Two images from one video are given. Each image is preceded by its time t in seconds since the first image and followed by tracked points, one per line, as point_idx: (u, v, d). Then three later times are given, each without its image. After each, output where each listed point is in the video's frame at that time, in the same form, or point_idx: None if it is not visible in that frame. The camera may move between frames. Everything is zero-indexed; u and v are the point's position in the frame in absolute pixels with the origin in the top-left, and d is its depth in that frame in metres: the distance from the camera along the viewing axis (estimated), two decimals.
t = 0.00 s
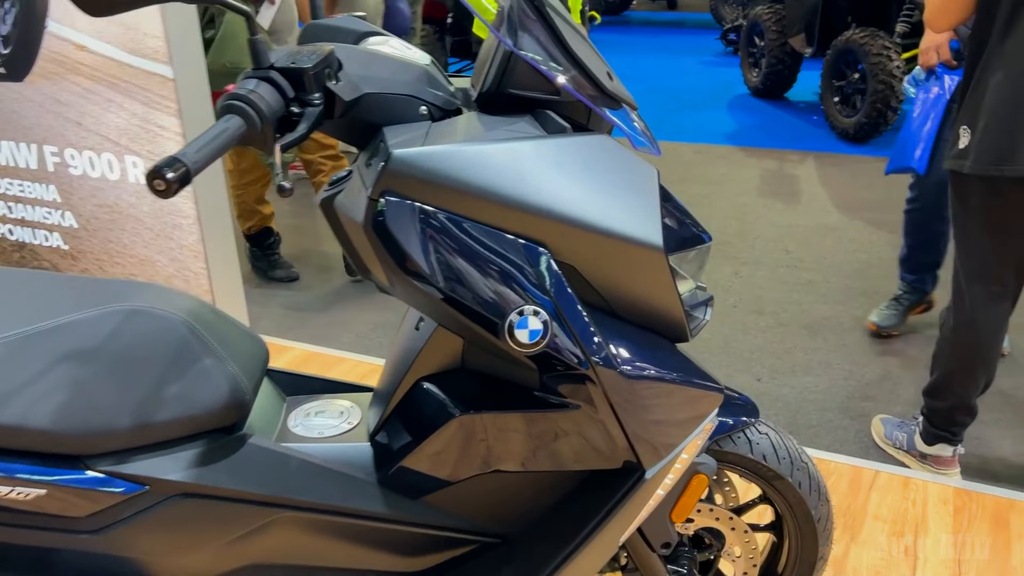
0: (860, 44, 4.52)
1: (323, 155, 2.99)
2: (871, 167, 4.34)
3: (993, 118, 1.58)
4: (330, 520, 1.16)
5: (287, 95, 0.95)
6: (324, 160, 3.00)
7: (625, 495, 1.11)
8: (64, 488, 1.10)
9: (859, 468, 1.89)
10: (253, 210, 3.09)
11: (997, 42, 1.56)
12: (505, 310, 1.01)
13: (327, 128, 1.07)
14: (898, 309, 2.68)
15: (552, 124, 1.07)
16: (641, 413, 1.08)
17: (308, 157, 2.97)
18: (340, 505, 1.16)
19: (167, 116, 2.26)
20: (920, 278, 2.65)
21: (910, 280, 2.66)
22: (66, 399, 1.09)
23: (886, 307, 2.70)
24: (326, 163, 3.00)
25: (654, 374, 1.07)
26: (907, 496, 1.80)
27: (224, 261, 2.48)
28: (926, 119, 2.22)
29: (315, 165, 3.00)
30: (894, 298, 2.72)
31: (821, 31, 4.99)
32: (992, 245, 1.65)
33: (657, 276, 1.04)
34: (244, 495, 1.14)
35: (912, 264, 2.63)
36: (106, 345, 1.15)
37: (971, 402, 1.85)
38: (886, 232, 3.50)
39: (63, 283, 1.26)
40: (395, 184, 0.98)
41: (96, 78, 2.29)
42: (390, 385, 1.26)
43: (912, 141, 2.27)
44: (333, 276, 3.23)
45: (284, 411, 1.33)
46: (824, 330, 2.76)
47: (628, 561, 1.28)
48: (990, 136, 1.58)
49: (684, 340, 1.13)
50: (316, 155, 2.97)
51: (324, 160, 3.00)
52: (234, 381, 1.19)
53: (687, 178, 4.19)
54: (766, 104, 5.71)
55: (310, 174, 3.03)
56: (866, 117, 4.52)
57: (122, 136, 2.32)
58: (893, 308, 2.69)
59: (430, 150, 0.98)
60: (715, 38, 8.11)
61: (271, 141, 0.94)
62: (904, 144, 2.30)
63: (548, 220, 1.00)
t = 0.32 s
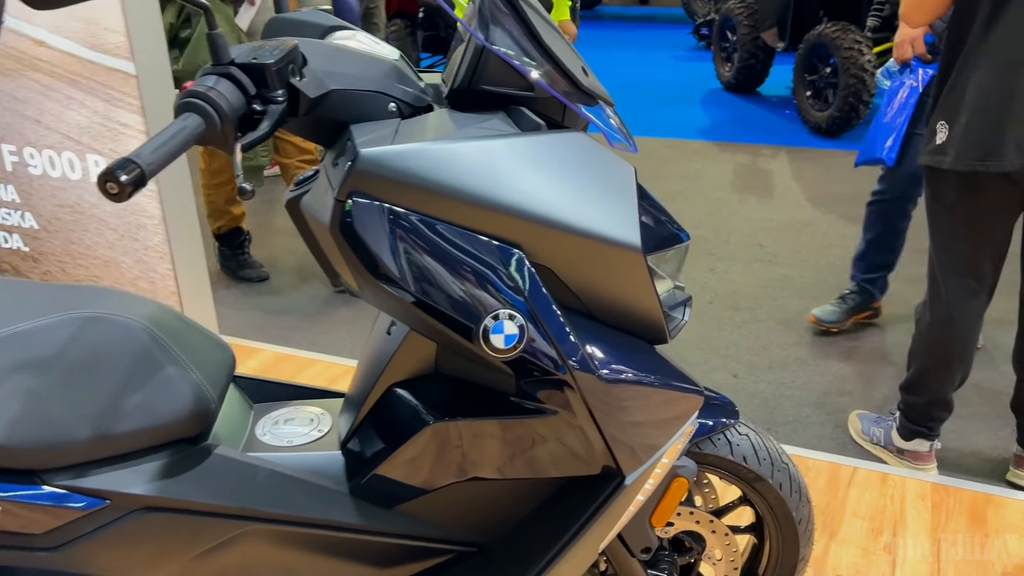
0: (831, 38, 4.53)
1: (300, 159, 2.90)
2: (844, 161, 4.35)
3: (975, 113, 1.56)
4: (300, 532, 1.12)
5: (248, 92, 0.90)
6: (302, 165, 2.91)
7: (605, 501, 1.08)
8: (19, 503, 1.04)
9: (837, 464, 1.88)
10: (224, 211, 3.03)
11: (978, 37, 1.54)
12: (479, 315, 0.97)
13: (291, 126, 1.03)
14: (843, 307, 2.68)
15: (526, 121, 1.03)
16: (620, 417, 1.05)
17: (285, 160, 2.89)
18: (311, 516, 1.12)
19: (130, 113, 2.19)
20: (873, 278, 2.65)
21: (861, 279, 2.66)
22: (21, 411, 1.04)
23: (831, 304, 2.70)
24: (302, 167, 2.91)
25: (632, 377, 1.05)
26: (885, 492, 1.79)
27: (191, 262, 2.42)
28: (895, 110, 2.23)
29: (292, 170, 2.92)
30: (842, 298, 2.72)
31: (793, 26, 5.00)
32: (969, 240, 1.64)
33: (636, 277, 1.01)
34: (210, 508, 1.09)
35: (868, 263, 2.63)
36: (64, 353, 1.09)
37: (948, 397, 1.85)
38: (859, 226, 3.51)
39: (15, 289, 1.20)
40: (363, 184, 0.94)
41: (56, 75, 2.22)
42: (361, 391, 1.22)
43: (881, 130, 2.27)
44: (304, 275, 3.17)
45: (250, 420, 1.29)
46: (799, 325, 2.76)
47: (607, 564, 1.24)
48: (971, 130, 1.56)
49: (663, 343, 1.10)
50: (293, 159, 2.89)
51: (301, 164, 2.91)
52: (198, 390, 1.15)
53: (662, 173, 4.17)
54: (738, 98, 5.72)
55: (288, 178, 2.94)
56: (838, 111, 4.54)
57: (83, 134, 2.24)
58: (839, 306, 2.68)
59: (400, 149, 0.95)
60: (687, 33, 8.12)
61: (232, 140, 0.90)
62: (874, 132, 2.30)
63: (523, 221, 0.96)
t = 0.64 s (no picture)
0: (811, 32, 4.54)
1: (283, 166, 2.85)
2: (824, 155, 4.36)
3: (969, 109, 1.55)
4: (282, 541, 1.09)
5: (222, 88, 0.87)
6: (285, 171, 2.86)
7: (595, 505, 1.06)
8: None
9: (823, 461, 1.87)
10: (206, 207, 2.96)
11: (967, 31, 1.53)
12: (464, 317, 0.95)
13: (268, 123, 1.00)
14: (811, 304, 2.67)
15: (510, 117, 1.00)
16: (609, 420, 1.03)
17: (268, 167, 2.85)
18: (292, 524, 1.09)
19: (103, 111, 2.14)
20: (843, 277, 2.64)
21: (833, 276, 2.65)
22: None
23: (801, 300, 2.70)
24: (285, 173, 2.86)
25: (621, 378, 1.02)
26: (872, 488, 1.78)
27: (167, 262, 2.37)
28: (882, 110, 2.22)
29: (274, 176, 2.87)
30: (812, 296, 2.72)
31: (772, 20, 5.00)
32: (955, 235, 1.64)
33: (624, 277, 0.99)
34: (187, 518, 1.05)
35: (842, 261, 2.62)
36: (33, 359, 1.04)
37: (933, 392, 1.85)
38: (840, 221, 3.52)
39: None
40: (342, 183, 0.91)
41: (26, 72, 2.16)
42: (343, 395, 1.19)
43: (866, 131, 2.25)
44: (283, 274, 3.13)
45: (228, 425, 1.26)
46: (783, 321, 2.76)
47: (595, 567, 1.22)
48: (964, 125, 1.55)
49: (651, 342, 1.08)
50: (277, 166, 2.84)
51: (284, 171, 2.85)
52: (175, 397, 1.11)
53: (643, 168, 4.16)
54: (718, 93, 5.73)
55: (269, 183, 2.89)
56: (818, 105, 4.54)
57: (54, 132, 2.18)
58: (808, 302, 2.68)
59: (380, 147, 0.92)
60: (666, 28, 8.12)
61: (206, 138, 0.87)
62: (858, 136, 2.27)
63: (509, 220, 0.94)
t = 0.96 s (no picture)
0: (791, 26, 4.54)
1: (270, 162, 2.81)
2: (805, 149, 4.37)
3: (963, 100, 1.54)
4: (268, 548, 1.06)
5: (201, 83, 0.83)
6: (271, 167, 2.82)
7: (589, 508, 1.04)
8: None
9: (811, 456, 1.86)
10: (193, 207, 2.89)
11: (959, 24, 1.51)
12: (456, 317, 0.92)
13: (249, 117, 0.96)
14: (795, 300, 2.68)
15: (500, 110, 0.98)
16: (604, 419, 1.01)
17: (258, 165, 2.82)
18: (279, 531, 1.05)
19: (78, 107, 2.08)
20: (828, 274, 2.65)
21: (818, 271, 2.66)
22: None
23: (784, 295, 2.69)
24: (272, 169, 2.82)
25: (614, 376, 1.00)
26: (861, 483, 1.78)
27: (145, 262, 2.32)
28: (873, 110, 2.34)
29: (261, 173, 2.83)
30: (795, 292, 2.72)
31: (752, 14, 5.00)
32: (944, 228, 1.63)
33: (618, 274, 0.97)
34: (169, 527, 1.01)
35: (828, 255, 2.63)
36: (5, 364, 1.00)
37: (920, 386, 1.85)
38: (822, 215, 3.52)
39: None
40: (328, 180, 0.88)
41: None
42: (329, 397, 1.16)
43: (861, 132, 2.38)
44: (263, 273, 3.08)
45: (211, 430, 1.23)
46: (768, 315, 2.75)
47: (587, 569, 1.20)
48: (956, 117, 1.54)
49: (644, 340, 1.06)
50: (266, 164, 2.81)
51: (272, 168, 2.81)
52: (155, 401, 1.07)
53: (625, 163, 4.15)
54: (698, 87, 5.72)
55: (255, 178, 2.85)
56: (798, 99, 4.55)
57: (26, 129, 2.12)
58: (791, 298, 2.68)
59: (366, 142, 0.88)
60: (645, 22, 8.11)
61: (185, 135, 0.83)
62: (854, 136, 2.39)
63: (501, 217, 0.91)
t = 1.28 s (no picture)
0: (770, 19, 4.54)
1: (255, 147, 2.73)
2: (785, 142, 4.38)
3: (953, 93, 1.53)
4: (254, 554, 1.03)
5: (182, 74, 0.80)
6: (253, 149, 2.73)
7: (586, 509, 1.02)
8: None
9: (800, 449, 1.86)
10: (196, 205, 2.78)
11: (951, 16, 1.50)
12: (451, 315, 0.89)
13: (232, 109, 0.93)
14: (776, 292, 2.68)
15: (493, 102, 0.95)
16: (601, 418, 0.99)
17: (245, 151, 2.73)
18: (268, 537, 1.03)
19: (50, 102, 2.03)
20: (810, 267, 2.66)
21: (801, 263, 2.67)
22: None
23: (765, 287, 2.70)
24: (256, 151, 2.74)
25: (611, 373, 0.98)
26: (850, 476, 1.77)
27: (122, 260, 2.27)
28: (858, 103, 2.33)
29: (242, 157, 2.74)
30: (778, 284, 2.72)
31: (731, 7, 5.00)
32: (933, 220, 1.63)
33: (615, 269, 0.95)
34: (152, 535, 0.98)
35: (812, 247, 2.65)
36: None
37: (908, 378, 1.85)
38: (804, 207, 3.53)
39: None
40: (317, 175, 0.85)
41: None
42: (317, 397, 1.12)
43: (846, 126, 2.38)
44: (242, 270, 3.03)
45: (193, 433, 1.19)
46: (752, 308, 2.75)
47: (581, 569, 1.18)
48: (947, 110, 1.53)
49: (641, 336, 1.04)
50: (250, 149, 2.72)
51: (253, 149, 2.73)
52: (137, 404, 1.04)
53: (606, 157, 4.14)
54: (678, 81, 5.73)
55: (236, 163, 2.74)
56: (778, 92, 4.56)
57: None
58: (772, 290, 2.69)
59: (356, 135, 0.86)
60: (623, 16, 8.11)
61: (167, 129, 0.80)
62: (839, 131, 2.39)
63: (496, 212, 0.89)
